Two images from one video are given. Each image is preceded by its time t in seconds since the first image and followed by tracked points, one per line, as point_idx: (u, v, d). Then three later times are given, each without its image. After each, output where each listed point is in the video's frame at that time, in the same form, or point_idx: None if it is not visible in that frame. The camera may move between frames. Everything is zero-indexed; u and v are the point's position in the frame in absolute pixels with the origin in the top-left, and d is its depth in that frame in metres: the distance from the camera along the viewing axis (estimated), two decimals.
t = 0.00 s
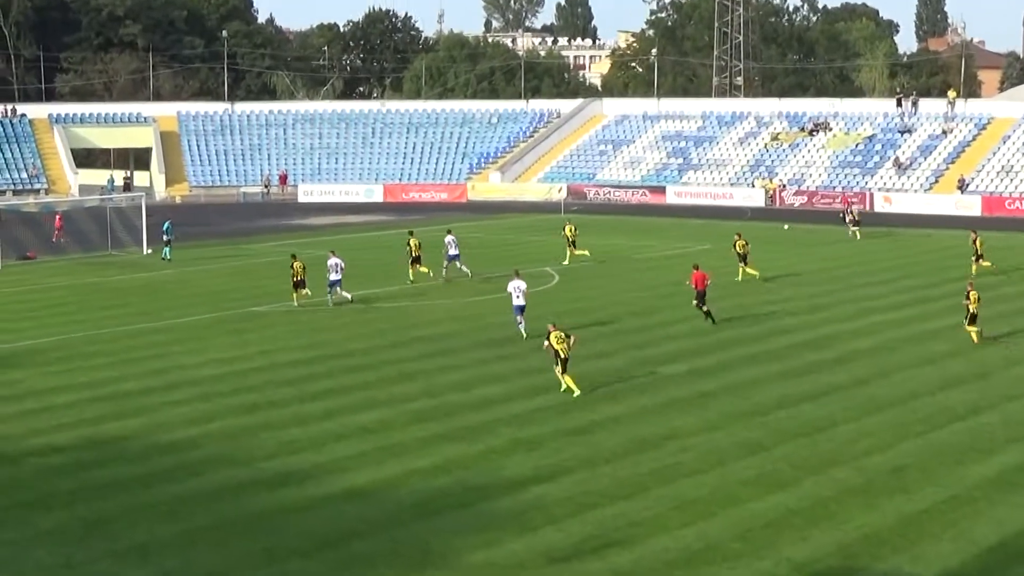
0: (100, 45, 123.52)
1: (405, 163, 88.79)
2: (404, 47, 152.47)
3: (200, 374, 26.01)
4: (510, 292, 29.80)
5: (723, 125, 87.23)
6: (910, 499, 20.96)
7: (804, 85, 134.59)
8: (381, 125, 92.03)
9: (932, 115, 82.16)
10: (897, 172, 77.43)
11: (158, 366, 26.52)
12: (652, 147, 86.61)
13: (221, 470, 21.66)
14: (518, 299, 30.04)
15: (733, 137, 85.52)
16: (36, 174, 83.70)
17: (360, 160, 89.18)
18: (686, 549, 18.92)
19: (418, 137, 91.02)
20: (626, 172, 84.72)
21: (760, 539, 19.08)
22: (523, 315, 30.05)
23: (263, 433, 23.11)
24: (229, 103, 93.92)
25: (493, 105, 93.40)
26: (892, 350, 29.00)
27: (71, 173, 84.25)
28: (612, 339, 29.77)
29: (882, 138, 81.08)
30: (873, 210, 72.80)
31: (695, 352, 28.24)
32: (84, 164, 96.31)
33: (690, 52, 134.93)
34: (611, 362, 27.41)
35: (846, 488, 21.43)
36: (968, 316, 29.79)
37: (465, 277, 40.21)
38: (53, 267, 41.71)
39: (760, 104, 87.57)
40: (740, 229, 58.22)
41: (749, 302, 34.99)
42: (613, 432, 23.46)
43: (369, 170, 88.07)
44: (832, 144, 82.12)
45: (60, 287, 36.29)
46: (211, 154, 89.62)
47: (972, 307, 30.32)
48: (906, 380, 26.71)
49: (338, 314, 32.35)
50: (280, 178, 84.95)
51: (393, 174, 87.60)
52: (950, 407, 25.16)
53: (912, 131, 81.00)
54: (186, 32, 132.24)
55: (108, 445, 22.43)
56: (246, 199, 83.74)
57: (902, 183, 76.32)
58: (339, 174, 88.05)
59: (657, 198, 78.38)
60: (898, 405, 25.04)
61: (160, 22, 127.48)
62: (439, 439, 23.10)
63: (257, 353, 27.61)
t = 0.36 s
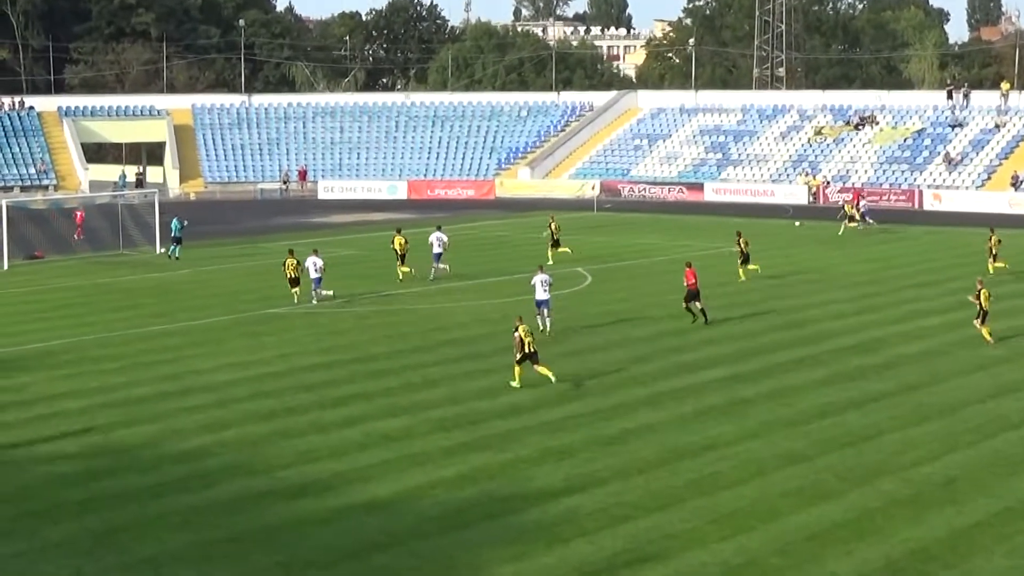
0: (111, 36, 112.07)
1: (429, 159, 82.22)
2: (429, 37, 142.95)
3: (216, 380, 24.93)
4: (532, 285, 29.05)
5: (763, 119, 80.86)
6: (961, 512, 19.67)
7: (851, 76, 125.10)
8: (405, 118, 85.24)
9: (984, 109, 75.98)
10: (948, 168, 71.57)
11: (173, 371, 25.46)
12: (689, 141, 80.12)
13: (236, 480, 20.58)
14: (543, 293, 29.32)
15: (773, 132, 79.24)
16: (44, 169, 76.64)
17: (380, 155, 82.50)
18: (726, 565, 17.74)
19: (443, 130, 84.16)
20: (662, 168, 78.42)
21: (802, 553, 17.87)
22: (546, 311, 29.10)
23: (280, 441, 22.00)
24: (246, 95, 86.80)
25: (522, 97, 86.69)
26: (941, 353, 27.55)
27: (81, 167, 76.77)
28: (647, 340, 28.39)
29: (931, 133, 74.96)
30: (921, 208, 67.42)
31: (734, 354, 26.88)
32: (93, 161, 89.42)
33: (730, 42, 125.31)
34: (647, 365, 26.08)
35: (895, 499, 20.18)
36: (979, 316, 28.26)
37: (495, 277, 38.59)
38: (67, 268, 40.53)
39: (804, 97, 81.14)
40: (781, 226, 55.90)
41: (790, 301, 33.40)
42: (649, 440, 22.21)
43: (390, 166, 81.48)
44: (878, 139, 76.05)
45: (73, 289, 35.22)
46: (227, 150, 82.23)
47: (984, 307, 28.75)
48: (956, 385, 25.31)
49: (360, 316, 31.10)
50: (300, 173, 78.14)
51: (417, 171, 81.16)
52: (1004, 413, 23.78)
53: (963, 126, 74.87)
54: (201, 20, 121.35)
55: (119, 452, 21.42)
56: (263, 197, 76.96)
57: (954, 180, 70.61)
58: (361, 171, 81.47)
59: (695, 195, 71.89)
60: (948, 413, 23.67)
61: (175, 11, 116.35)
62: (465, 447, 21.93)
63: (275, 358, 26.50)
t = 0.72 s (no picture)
0: (130, 24, 106.17)
1: (460, 153, 76.09)
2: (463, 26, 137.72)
3: (238, 386, 23.90)
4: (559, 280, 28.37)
5: (814, 112, 74.82)
6: None
7: (906, 68, 116.44)
8: (434, 111, 78.88)
9: None
10: (1009, 164, 66.39)
11: (194, 377, 24.43)
12: (736, 136, 74.15)
13: (257, 491, 19.54)
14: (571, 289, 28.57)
15: (824, 126, 73.34)
16: (59, 165, 71.19)
17: (406, 149, 76.36)
18: None
19: (475, 124, 77.88)
20: (707, 164, 72.75)
21: (858, 567, 16.65)
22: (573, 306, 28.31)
23: (305, 450, 20.91)
24: (269, 87, 80.58)
25: (559, 89, 80.44)
26: (1000, 359, 26.09)
27: (98, 163, 71.25)
28: (688, 342, 27.10)
29: (992, 127, 69.30)
30: (980, 207, 62.49)
31: (781, 359, 25.59)
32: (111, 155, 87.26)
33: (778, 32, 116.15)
34: (689, 369, 24.82)
35: (956, 513, 18.90)
36: (997, 314, 26.96)
37: (530, 275, 37.01)
38: (87, 269, 39.40)
39: (858, 88, 75.03)
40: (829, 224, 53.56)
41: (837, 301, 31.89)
42: (693, 450, 21.01)
43: (418, 162, 75.45)
44: (934, 134, 70.33)
45: (92, 291, 34.24)
46: (246, 144, 76.34)
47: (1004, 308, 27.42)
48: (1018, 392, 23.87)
49: (387, 319, 29.89)
50: (327, 169, 72.63)
51: (447, 166, 75.11)
52: None
53: None
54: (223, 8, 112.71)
55: (136, 460, 20.42)
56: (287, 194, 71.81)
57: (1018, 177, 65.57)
58: (388, 166, 75.42)
59: (742, 193, 66.61)
60: (1011, 422, 22.28)
61: None
62: (500, 457, 20.78)
63: (299, 364, 25.42)
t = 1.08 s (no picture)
0: (142, 15, 102.57)
1: (489, 151, 73.51)
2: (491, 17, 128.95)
3: (255, 395, 22.92)
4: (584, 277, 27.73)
5: (860, 108, 72.25)
6: None
7: (958, 61, 109.93)
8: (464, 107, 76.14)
9: None
10: None
11: (209, 385, 23.45)
12: (779, 134, 71.49)
13: (273, 505, 18.53)
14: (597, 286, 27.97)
15: (871, 123, 70.83)
16: (68, 163, 69.07)
17: (435, 147, 73.81)
18: None
19: (505, 121, 75.20)
20: (748, 163, 70.20)
21: None
22: (596, 306, 27.83)
23: (325, 462, 19.91)
24: (289, 81, 78.08)
25: (592, 84, 77.47)
26: None
27: (109, 161, 69.22)
28: (724, 349, 25.97)
29: None
30: None
31: (823, 368, 24.45)
32: (122, 152, 86.36)
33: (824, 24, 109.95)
34: (726, 379, 23.72)
35: (1014, 530, 17.71)
36: (1009, 315, 26.16)
37: (562, 278, 35.66)
38: (101, 271, 38.31)
39: (906, 83, 72.65)
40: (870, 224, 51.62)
41: (879, 306, 30.58)
42: (733, 463, 19.93)
43: (447, 160, 72.97)
44: (988, 131, 67.91)
45: (104, 294, 33.29)
46: (266, 142, 73.80)
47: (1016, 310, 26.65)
48: None
49: (411, 324, 28.81)
50: (348, 167, 70.39)
51: (475, 164, 72.62)
52: None
53: None
54: None
55: (147, 472, 19.47)
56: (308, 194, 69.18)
57: None
58: (414, 165, 72.97)
59: (784, 192, 64.31)
60: None
61: None
62: (529, 470, 19.72)
63: (319, 372, 24.42)
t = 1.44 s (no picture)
0: (160, 6, 98.53)
1: (524, 149, 70.49)
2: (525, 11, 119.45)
3: (277, 406, 21.95)
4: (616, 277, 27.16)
5: (915, 104, 69.06)
6: None
7: (1016, 56, 103.40)
8: (498, 103, 73.23)
9: None
10: None
11: (229, 396, 22.48)
12: (828, 131, 68.44)
13: (296, 520, 17.52)
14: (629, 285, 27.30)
15: (925, 120, 67.64)
16: (83, 161, 66.18)
17: (468, 145, 70.91)
18: None
19: (541, 117, 72.22)
20: (795, 162, 67.15)
21: None
22: (629, 305, 27.26)
23: (350, 476, 18.90)
24: (313, 75, 74.89)
25: (632, 78, 74.29)
26: None
27: (125, 158, 66.15)
28: (765, 359, 24.88)
29: None
30: None
31: (870, 378, 23.36)
32: (139, 149, 85.95)
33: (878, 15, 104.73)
34: (769, 391, 22.65)
35: None
36: None
37: (597, 283, 34.42)
38: (120, 276, 37.16)
39: (965, 78, 69.23)
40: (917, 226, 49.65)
41: (926, 313, 29.34)
42: (782, 478, 18.87)
43: (480, 159, 70.07)
44: None
45: (121, 300, 32.29)
46: (289, 139, 70.87)
47: None
48: None
49: (440, 331, 27.77)
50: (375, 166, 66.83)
51: (508, 164, 69.62)
52: None
53: None
54: None
55: (164, 486, 18.51)
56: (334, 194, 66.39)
57: None
58: (444, 164, 70.00)
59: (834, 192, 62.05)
60: None
61: None
62: (566, 485, 18.69)
63: (344, 382, 23.43)
